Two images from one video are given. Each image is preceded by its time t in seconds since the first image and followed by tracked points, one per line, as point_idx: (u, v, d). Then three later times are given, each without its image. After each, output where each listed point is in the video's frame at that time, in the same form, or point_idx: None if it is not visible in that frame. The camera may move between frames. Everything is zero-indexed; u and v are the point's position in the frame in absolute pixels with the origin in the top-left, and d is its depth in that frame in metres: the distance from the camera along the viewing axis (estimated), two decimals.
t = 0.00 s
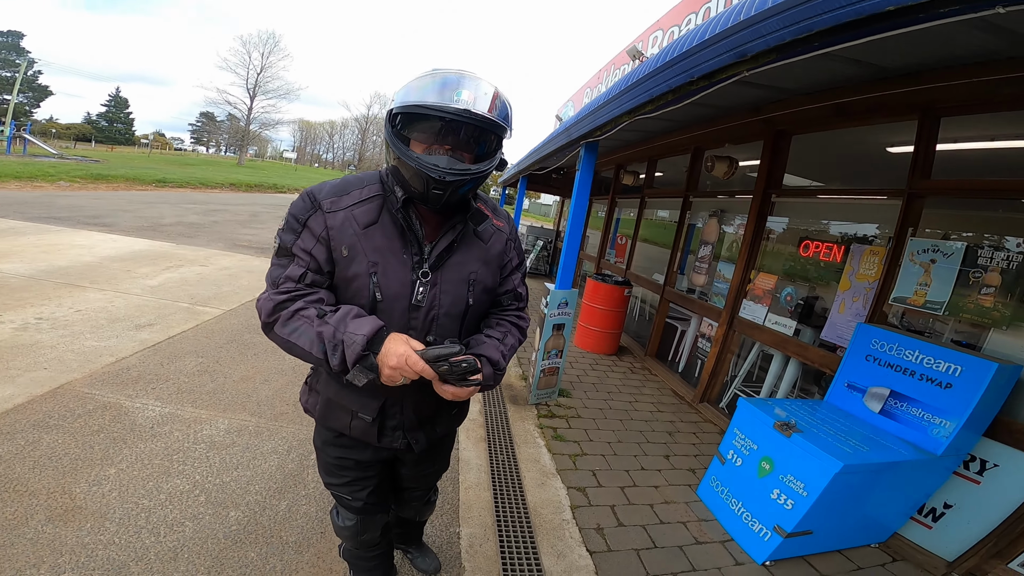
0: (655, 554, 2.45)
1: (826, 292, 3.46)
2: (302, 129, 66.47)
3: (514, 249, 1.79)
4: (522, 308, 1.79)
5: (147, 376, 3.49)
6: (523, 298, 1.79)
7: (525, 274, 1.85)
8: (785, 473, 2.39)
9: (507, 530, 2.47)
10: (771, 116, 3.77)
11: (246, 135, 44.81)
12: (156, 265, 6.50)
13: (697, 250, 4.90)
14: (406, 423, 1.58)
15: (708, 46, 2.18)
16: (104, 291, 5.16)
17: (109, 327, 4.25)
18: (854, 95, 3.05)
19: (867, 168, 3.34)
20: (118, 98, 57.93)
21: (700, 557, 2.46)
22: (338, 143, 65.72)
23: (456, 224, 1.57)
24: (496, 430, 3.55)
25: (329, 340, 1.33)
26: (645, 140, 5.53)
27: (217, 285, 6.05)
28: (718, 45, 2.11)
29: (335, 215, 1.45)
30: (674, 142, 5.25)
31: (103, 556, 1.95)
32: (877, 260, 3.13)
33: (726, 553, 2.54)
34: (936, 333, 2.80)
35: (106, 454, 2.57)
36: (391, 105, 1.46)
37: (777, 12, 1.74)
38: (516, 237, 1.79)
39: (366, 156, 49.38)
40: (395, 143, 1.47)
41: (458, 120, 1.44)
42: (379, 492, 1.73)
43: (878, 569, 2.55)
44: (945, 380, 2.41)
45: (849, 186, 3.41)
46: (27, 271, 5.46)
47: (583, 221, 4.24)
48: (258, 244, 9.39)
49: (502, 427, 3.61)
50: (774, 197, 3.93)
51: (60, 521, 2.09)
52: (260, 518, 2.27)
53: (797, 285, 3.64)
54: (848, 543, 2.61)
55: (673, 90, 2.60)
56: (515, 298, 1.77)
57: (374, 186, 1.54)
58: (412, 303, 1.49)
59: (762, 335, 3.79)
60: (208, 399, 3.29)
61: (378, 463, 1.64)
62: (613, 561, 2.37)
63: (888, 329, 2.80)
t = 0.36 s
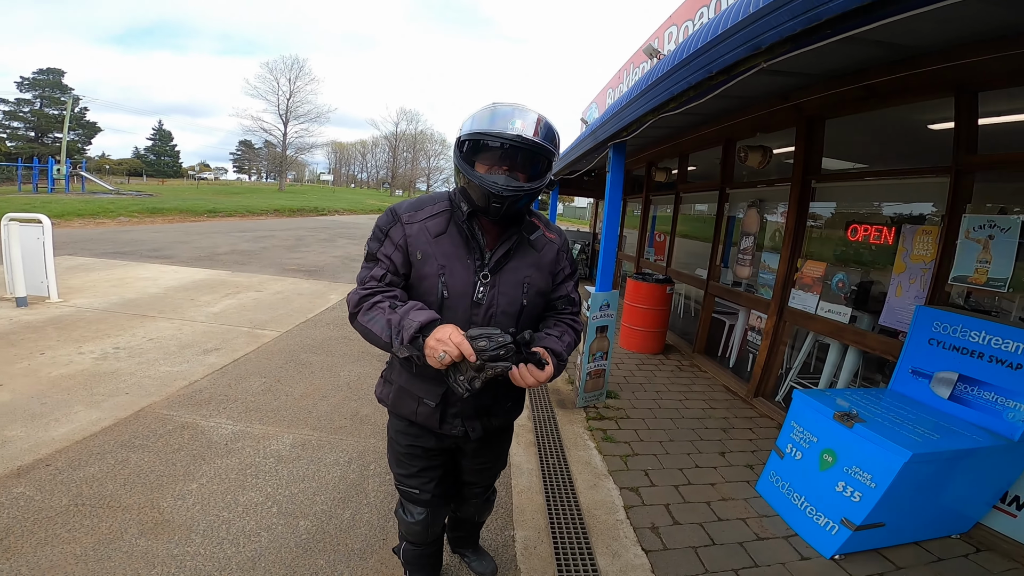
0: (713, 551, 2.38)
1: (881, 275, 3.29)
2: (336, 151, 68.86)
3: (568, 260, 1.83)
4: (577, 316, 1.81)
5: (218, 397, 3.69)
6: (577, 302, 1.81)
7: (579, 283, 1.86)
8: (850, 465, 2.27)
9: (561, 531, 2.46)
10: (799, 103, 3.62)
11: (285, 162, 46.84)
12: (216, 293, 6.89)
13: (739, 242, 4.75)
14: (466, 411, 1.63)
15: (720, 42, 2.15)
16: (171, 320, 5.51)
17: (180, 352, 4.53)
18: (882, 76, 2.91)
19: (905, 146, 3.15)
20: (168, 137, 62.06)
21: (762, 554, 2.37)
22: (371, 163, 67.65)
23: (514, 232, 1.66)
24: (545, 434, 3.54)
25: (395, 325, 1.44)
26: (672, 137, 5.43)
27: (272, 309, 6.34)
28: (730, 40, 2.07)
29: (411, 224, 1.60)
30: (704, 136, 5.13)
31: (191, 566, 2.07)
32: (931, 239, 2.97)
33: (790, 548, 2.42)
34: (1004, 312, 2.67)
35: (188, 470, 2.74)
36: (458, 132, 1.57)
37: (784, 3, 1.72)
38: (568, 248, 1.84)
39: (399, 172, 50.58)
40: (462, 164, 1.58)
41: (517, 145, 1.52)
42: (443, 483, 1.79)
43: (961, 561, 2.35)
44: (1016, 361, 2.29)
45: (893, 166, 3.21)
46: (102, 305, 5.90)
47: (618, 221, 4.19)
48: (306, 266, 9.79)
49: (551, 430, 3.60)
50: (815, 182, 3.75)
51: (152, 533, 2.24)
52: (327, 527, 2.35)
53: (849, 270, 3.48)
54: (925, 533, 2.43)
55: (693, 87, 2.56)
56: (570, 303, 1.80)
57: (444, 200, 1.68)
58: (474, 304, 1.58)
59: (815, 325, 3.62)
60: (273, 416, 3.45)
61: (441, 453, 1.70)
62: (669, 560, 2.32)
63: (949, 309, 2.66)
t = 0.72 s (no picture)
0: (740, 543, 2.37)
1: (879, 255, 3.32)
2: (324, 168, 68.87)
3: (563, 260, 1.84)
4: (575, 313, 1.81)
5: (227, 420, 3.66)
6: (574, 302, 1.81)
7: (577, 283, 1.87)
8: (870, 449, 2.29)
9: (582, 533, 2.45)
10: (780, 89, 3.63)
11: (273, 181, 46.73)
12: (215, 318, 6.85)
13: (733, 231, 4.77)
14: (474, 417, 1.62)
15: (701, 33, 2.17)
16: (172, 347, 5.47)
17: (184, 379, 4.50)
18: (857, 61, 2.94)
19: (888, 129, 3.20)
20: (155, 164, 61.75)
21: (788, 543, 2.37)
22: (360, 176, 67.65)
23: (508, 236, 1.67)
24: (557, 437, 3.54)
25: (417, 331, 1.44)
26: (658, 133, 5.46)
27: (272, 330, 6.30)
28: (711, 30, 2.09)
29: (408, 233, 1.59)
30: (689, 128, 5.15)
31: None
32: (925, 217, 3.00)
33: (817, 535, 2.42)
34: (1005, 284, 2.68)
35: (204, 495, 2.71)
36: (445, 140, 1.57)
37: None
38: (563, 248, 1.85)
39: (388, 184, 50.58)
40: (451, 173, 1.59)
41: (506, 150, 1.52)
42: (438, 493, 1.78)
43: (995, 541, 2.34)
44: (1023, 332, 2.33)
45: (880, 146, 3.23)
46: (101, 336, 5.85)
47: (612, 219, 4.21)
48: (303, 285, 9.74)
49: (562, 433, 3.60)
50: (803, 167, 3.75)
51: (175, 560, 2.21)
52: (348, 544, 2.33)
53: (846, 252, 3.51)
54: (954, 515, 2.43)
55: (677, 80, 2.57)
56: (567, 304, 1.79)
57: (437, 207, 1.68)
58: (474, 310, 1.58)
59: (818, 309, 3.62)
60: (283, 437, 3.42)
61: (445, 463, 1.70)
62: (696, 554, 2.31)
63: (951, 285, 2.69)
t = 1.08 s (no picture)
0: (758, 544, 2.36)
1: (895, 258, 3.30)
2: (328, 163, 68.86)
3: (559, 256, 1.81)
4: (574, 310, 1.77)
5: (237, 416, 3.66)
6: (572, 299, 1.77)
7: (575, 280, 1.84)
8: (891, 451, 2.28)
9: (599, 532, 2.45)
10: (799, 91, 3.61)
11: (277, 175, 46.72)
12: (222, 311, 6.85)
13: (745, 232, 4.75)
14: (477, 433, 1.60)
15: (739, 35, 2.18)
16: (180, 341, 5.47)
17: (193, 373, 4.49)
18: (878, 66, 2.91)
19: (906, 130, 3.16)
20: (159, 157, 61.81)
21: (805, 544, 2.35)
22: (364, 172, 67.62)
23: (500, 236, 1.64)
24: (570, 435, 3.52)
25: (410, 344, 1.39)
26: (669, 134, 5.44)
27: (279, 324, 6.30)
28: (750, 33, 2.10)
29: (392, 241, 1.54)
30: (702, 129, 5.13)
31: None
32: (944, 221, 2.96)
33: (835, 536, 2.41)
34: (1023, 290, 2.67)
35: (217, 492, 2.71)
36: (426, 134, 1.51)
37: None
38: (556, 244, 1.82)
39: (392, 180, 50.54)
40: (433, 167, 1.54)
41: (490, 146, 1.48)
42: (438, 506, 1.75)
43: (1010, 541, 2.33)
44: None
45: (898, 150, 3.21)
46: (109, 329, 5.85)
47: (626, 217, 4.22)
48: (309, 279, 9.74)
49: (574, 431, 3.59)
50: (820, 169, 3.74)
51: (191, 559, 2.21)
52: (365, 543, 2.33)
53: (861, 255, 3.49)
54: (971, 515, 2.41)
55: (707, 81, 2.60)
56: (565, 301, 1.75)
57: (421, 211, 1.63)
58: (470, 315, 1.55)
59: (831, 311, 3.62)
60: (295, 433, 3.42)
61: (446, 481, 1.67)
62: (714, 554, 2.30)
63: (972, 289, 2.67)
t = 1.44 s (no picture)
0: (761, 547, 2.37)
1: (895, 267, 3.33)
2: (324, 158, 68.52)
3: (525, 248, 1.63)
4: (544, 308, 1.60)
5: (233, 414, 3.61)
6: (540, 297, 1.58)
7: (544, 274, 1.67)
8: (895, 456, 2.29)
9: (604, 535, 2.45)
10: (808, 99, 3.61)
11: (272, 170, 46.44)
12: (216, 306, 6.77)
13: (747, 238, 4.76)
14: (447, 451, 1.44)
15: (765, 41, 2.23)
16: (174, 335, 5.40)
17: (187, 369, 4.44)
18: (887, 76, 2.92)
19: (911, 139, 3.19)
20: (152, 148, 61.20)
21: (807, 548, 2.36)
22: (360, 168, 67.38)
23: (453, 234, 1.46)
24: (572, 438, 3.52)
25: (344, 385, 1.23)
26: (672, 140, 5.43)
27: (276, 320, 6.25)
28: (777, 40, 2.15)
29: (323, 251, 1.34)
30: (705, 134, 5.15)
31: None
32: (948, 231, 2.98)
33: (837, 540, 2.42)
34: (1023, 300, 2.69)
35: (214, 492, 2.67)
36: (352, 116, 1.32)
37: (842, 8, 1.79)
38: (522, 234, 1.64)
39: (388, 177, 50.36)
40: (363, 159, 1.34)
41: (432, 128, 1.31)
42: (421, 515, 1.61)
43: (1006, 546, 2.35)
44: None
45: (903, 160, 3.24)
46: (101, 322, 5.77)
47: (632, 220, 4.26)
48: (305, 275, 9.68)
49: (576, 433, 3.59)
50: (824, 177, 3.77)
51: (189, 561, 2.18)
52: (367, 546, 2.31)
53: (863, 263, 3.51)
54: (968, 520, 2.43)
55: (727, 85, 2.68)
56: (532, 302, 1.57)
57: (358, 211, 1.42)
58: (423, 329, 1.37)
59: (832, 318, 3.64)
60: (292, 432, 3.38)
61: (423, 493, 1.53)
62: (718, 558, 2.31)
63: (975, 299, 2.69)
